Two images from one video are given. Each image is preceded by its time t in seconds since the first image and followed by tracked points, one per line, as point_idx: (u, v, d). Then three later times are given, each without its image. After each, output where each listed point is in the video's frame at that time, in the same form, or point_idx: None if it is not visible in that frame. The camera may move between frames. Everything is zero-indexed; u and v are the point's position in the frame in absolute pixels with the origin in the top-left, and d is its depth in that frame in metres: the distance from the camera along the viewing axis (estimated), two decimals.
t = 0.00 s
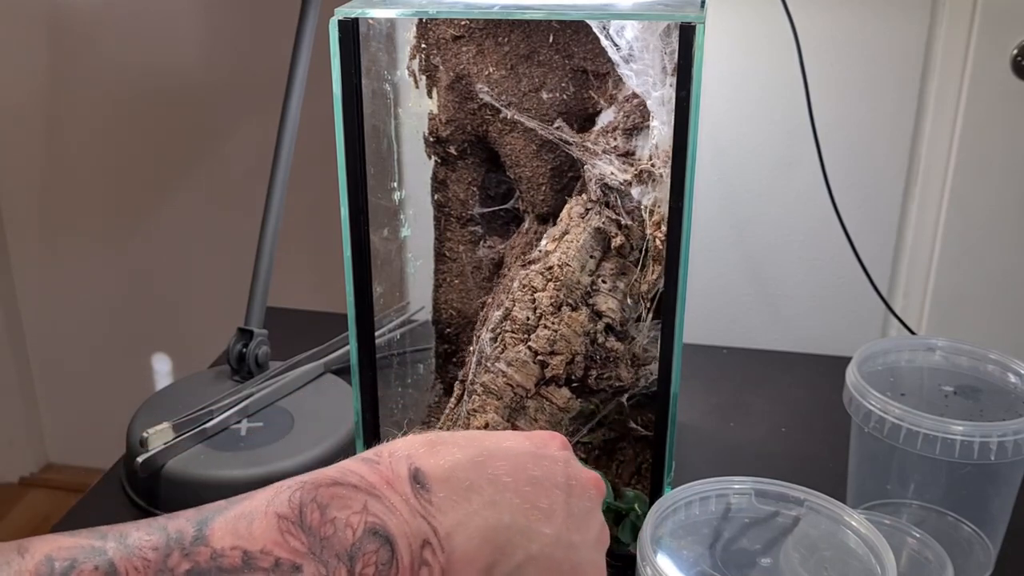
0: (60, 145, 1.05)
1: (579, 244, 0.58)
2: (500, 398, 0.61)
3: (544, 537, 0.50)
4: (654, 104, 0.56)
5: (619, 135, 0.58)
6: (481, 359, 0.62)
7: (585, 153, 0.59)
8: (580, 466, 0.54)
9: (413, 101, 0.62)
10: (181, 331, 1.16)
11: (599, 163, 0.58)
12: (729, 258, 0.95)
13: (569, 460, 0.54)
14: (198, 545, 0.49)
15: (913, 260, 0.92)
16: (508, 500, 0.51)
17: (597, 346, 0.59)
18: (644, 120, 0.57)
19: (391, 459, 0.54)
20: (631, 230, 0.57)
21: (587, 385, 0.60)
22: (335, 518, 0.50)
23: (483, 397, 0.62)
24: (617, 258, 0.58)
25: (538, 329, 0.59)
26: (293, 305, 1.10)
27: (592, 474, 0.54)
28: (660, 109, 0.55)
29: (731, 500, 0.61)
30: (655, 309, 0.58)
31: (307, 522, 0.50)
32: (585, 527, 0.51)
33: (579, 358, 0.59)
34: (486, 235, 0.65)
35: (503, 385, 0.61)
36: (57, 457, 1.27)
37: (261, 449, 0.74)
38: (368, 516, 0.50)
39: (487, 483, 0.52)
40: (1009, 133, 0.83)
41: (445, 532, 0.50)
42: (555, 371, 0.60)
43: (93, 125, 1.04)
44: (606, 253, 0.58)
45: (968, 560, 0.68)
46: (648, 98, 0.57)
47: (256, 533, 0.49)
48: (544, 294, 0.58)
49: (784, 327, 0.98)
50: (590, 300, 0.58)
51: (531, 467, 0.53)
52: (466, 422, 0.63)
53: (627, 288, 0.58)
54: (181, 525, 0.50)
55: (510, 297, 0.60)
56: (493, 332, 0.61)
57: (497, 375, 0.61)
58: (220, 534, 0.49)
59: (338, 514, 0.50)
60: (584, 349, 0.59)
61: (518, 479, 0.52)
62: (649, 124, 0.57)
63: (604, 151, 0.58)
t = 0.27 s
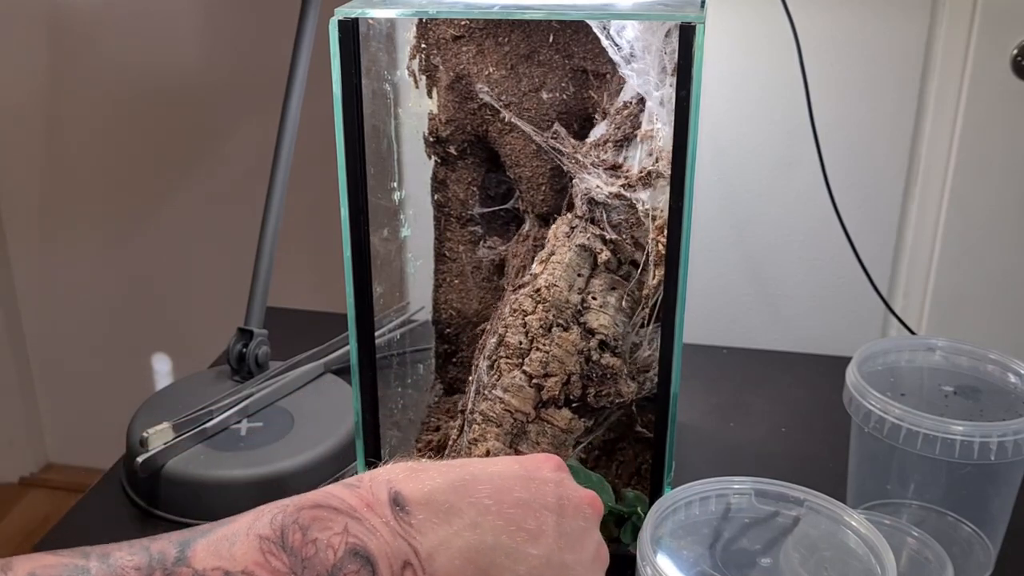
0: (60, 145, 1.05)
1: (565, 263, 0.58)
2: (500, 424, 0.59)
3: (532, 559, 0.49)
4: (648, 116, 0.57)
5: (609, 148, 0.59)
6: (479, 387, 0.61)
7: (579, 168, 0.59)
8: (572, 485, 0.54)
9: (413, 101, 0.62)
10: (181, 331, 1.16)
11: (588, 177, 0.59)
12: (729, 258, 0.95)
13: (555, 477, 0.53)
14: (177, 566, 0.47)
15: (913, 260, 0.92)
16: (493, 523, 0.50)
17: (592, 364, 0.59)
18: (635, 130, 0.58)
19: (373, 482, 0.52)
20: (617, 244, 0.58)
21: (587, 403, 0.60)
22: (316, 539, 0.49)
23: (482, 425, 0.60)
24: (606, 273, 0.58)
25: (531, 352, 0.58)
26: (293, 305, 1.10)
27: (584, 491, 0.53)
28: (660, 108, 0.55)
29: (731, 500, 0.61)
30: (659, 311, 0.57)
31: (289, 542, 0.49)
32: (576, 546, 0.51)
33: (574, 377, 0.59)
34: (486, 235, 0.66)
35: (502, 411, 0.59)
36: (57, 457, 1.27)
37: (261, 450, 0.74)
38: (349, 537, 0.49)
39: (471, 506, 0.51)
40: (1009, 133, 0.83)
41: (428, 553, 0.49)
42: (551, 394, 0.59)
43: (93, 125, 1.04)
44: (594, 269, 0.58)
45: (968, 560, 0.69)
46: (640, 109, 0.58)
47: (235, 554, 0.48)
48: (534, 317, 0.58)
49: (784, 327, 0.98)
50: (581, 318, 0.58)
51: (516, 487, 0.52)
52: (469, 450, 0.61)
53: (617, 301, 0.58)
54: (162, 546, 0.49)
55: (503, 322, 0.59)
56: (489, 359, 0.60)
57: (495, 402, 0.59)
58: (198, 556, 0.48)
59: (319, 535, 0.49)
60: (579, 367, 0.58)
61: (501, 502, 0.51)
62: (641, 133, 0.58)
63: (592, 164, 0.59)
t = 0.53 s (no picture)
0: (60, 145, 1.05)
1: (544, 276, 0.59)
2: (483, 440, 0.61)
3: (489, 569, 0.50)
4: (637, 118, 0.57)
5: (599, 157, 0.58)
6: (464, 405, 0.62)
7: (563, 172, 0.59)
8: (539, 498, 0.54)
9: (413, 101, 0.62)
10: (180, 332, 1.16)
11: (574, 186, 0.59)
12: (728, 258, 0.95)
13: (520, 491, 0.54)
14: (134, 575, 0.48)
15: (913, 260, 0.92)
16: (448, 535, 0.51)
17: (573, 376, 0.59)
18: (624, 137, 0.58)
19: (327, 495, 0.53)
20: (595, 256, 0.58)
21: (571, 417, 0.60)
22: (269, 551, 0.50)
23: (466, 440, 0.62)
24: (585, 285, 0.59)
25: (511, 366, 0.60)
26: (293, 305, 1.10)
27: (553, 504, 0.54)
28: (660, 108, 0.55)
29: (731, 500, 0.61)
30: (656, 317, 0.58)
31: (242, 554, 0.49)
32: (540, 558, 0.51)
33: (555, 390, 0.59)
34: (486, 235, 0.65)
35: (485, 427, 0.61)
36: (57, 457, 1.27)
37: (261, 450, 0.74)
38: (301, 549, 0.50)
39: (426, 519, 0.51)
40: (1009, 133, 0.83)
41: (380, 564, 0.50)
42: (532, 407, 0.60)
43: (93, 125, 1.04)
44: (574, 282, 0.59)
45: (968, 560, 0.69)
46: (629, 113, 0.58)
47: (190, 565, 0.48)
48: (513, 331, 0.59)
49: (784, 327, 0.98)
50: (561, 330, 0.58)
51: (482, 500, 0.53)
52: (453, 466, 0.62)
53: (597, 313, 0.58)
54: (116, 557, 0.49)
55: (487, 338, 0.61)
56: (474, 377, 0.62)
57: (477, 418, 0.61)
58: (154, 565, 0.48)
59: (273, 547, 0.50)
60: (559, 379, 0.59)
61: (457, 514, 0.52)
62: (630, 140, 0.57)
63: (579, 174, 0.59)
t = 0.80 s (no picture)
0: (60, 145, 1.05)
1: (531, 287, 0.59)
2: (478, 452, 0.61)
3: None
4: (635, 122, 0.57)
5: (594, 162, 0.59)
6: (462, 418, 0.63)
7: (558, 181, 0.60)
8: (513, 506, 0.53)
9: (413, 101, 0.62)
10: (180, 332, 1.16)
11: (566, 195, 0.59)
12: (728, 258, 0.95)
13: (493, 498, 0.52)
14: None
15: (913, 260, 0.92)
16: (406, 543, 0.50)
17: (562, 384, 0.59)
18: (620, 142, 0.58)
19: (292, 503, 0.53)
20: (582, 265, 0.59)
21: (565, 425, 0.60)
22: (228, 560, 0.50)
23: (462, 453, 0.62)
24: (573, 293, 0.59)
25: (502, 378, 0.60)
26: (293, 305, 1.10)
27: (528, 510, 0.52)
28: (660, 108, 0.55)
29: (731, 500, 0.61)
30: (657, 314, 0.57)
31: (201, 563, 0.50)
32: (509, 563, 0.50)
33: (545, 399, 0.59)
34: (486, 235, 0.66)
35: (480, 439, 0.61)
36: (57, 457, 1.27)
37: (261, 450, 0.74)
38: (259, 558, 0.50)
39: (384, 529, 0.50)
40: (1009, 133, 0.83)
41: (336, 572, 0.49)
42: (522, 417, 0.60)
43: (92, 125, 1.04)
44: (561, 291, 0.59)
45: (968, 560, 0.69)
46: (627, 119, 0.58)
47: None
48: (503, 343, 0.60)
49: (784, 327, 0.98)
50: (549, 339, 0.59)
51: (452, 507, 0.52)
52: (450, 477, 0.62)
53: (585, 320, 0.58)
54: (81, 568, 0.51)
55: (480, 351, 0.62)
56: (470, 390, 0.63)
57: (471, 431, 0.61)
58: None
59: (233, 556, 0.50)
60: (549, 389, 0.59)
61: (416, 520, 0.51)
62: (626, 146, 0.58)
63: (569, 180, 0.59)
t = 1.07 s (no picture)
0: (60, 145, 1.06)
1: (534, 292, 0.59)
2: (482, 459, 0.61)
3: None
4: (635, 124, 0.58)
5: (596, 165, 0.59)
6: (465, 424, 0.63)
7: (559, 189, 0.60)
8: (506, 521, 0.52)
9: (413, 101, 0.62)
10: (180, 332, 1.16)
11: (569, 199, 0.59)
12: (728, 258, 0.95)
13: (487, 510, 0.52)
14: None
15: (913, 260, 0.93)
16: (398, 555, 0.49)
17: (565, 390, 0.58)
18: (623, 145, 0.58)
19: (283, 516, 0.52)
20: (585, 270, 0.58)
21: (567, 431, 0.60)
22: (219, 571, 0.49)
23: (466, 459, 0.62)
24: (575, 298, 0.58)
25: (505, 385, 0.60)
26: (293, 305, 1.10)
27: (521, 523, 0.52)
28: (660, 109, 0.55)
29: (731, 500, 0.61)
30: (657, 315, 0.57)
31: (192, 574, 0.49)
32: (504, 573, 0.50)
33: (547, 405, 0.59)
34: (486, 235, 0.66)
35: (483, 445, 0.61)
36: (57, 456, 1.27)
37: (261, 449, 0.74)
38: (250, 570, 0.49)
39: (374, 542, 0.50)
40: (1009, 133, 0.83)
41: None
42: (524, 423, 0.59)
43: (93, 125, 1.04)
44: (564, 296, 0.58)
45: (968, 560, 0.69)
46: (629, 120, 0.58)
47: None
48: (506, 349, 0.60)
49: (784, 327, 0.98)
50: (552, 345, 0.58)
51: (445, 519, 0.51)
52: (455, 485, 0.62)
53: (588, 326, 0.58)
54: None
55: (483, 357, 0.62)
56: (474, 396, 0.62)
57: (475, 437, 0.61)
58: None
59: (224, 568, 0.50)
60: (551, 394, 0.59)
61: (407, 531, 0.50)
62: (628, 148, 0.58)
63: (571, 183, 0.59)
